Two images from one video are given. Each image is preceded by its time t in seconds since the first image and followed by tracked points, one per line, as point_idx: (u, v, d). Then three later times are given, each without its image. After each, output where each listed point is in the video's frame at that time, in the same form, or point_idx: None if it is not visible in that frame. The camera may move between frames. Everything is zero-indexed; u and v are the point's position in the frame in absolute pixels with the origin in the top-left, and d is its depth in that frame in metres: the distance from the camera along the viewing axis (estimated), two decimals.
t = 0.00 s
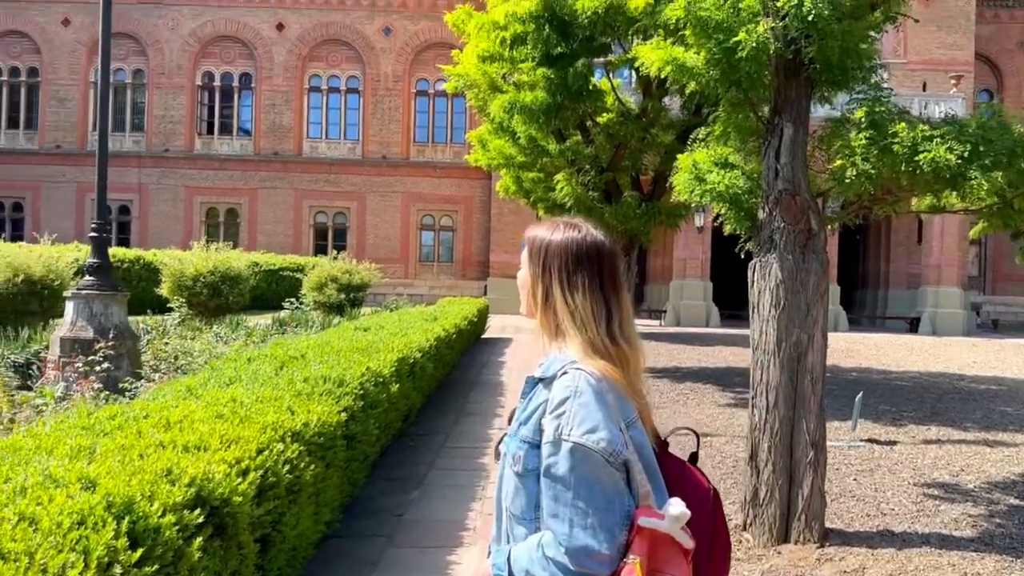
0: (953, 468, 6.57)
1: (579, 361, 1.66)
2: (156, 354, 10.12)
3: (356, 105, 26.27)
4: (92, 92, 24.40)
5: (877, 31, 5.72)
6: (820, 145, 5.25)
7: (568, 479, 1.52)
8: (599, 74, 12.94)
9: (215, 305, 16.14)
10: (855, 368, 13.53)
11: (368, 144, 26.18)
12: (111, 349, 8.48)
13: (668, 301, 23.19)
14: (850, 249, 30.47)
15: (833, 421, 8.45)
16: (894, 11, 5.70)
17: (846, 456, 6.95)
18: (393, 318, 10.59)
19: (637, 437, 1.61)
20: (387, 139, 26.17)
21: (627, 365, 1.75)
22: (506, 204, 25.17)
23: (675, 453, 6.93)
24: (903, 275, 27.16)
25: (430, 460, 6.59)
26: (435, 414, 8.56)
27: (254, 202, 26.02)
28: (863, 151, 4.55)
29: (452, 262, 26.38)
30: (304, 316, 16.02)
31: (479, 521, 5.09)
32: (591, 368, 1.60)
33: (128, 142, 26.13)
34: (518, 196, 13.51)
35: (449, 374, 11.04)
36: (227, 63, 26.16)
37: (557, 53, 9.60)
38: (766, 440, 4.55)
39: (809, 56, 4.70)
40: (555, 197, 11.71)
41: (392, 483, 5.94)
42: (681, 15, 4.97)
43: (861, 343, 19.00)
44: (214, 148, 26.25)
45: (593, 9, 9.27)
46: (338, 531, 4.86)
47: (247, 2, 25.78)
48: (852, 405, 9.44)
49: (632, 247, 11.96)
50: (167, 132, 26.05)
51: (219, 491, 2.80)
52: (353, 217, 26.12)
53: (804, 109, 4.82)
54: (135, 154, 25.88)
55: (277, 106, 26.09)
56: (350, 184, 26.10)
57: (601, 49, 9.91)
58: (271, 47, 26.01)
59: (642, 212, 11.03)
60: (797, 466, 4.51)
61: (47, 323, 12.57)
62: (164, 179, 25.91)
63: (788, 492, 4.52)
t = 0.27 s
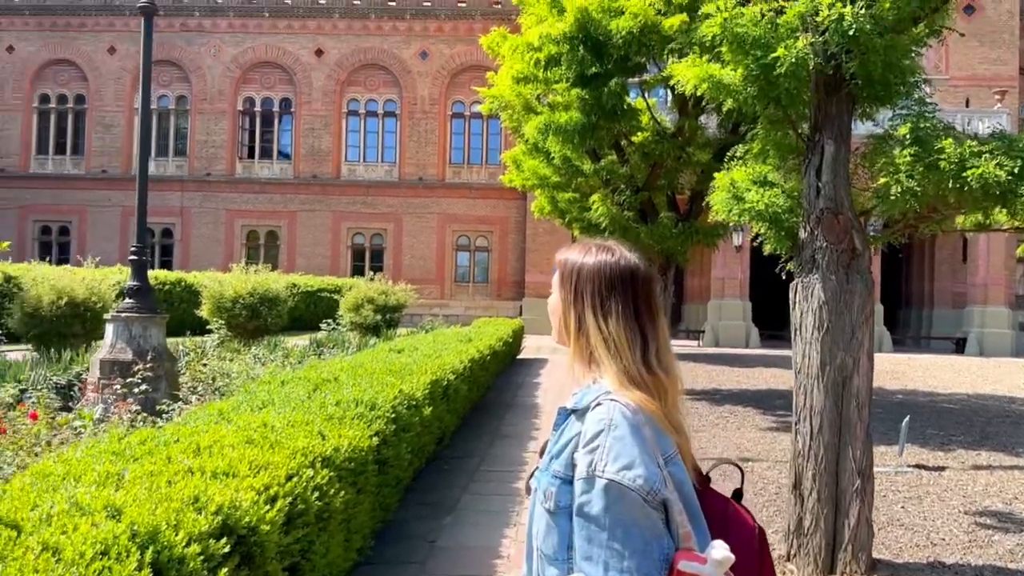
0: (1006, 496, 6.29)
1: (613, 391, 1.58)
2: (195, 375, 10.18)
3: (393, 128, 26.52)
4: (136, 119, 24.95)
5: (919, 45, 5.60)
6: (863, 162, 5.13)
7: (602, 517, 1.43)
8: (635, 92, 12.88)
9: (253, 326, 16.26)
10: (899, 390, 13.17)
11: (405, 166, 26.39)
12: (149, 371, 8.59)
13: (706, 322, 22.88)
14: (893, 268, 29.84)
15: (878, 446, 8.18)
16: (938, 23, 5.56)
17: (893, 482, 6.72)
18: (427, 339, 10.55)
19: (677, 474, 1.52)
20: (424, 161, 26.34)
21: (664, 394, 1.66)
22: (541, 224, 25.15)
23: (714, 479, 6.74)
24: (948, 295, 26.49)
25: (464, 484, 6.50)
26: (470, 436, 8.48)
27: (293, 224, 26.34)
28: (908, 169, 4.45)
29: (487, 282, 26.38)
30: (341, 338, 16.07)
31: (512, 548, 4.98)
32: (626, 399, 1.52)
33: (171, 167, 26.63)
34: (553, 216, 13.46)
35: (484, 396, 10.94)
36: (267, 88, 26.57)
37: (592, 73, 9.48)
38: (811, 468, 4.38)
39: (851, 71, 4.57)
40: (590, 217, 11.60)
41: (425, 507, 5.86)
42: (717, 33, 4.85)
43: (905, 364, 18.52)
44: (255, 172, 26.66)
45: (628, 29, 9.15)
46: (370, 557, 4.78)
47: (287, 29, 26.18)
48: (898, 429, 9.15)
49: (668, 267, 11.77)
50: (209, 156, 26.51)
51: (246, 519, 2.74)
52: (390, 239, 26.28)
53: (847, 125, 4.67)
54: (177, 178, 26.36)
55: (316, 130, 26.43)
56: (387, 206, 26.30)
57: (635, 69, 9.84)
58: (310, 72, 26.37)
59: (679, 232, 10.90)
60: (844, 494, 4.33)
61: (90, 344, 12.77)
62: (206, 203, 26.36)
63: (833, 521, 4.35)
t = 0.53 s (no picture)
0: None
1: (669, 422, 1.53)
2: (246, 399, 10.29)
3: (440, 153, 26.81)
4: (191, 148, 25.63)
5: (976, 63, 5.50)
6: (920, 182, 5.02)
7: (661, 554, 1.39)
8: (681, 113, 12.81)
9: (304, 350, 16.44)
10: (960, 413, 12.73)
11: (452, 190, 26.60)
12: (203, 396, 8.74)
13: (758, 343, 22.48)
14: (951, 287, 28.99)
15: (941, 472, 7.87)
16: (997, 37, 5.43)
17: (957, 510, 6.44)
18: (474, 363, 10.53)
19: (739, 508, 1.45)
20: (470, 185, 26.52)
21: (723, 424, 1.60)
22: (587, 246, 25.09)
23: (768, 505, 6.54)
24: (1010, 314, 25.62)
25: (512, 510, 6.44)
26: (518, 461, 8.42)
27: (342, 249, 26.72)
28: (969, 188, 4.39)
29: (534, 304, 26.34)
30: (389, 361, 16.15)
31: None
32: (683, 432, 1.47)
33: (225, 194, 27.25)
34: (599, 237, 13.39)
35: (532, 420, 10.85)
36: (318, 116, 27.08)
37: (638, 95, 9.49)
38: (871, 496, 4.24)
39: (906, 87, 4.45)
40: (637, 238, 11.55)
41: (473, 533, 5.82)
42: (767, 51, 4.80)
43: (966, 387, 17.91)
44: (305, 198, 27.14)
45: (674, 50, 9.10)
46: None
47: (336, 58, 26.69)
48: (962, 454, 8.81)
49: (718, 288, 11.61)
50: (261, 184, 27.08)
51: (296, 545, 2.73)
52: (437, 262, 26.46)
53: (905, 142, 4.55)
54: (231, 206, 26.95)
55: (365, 156, 26.82)
56: (434, 230, 26.51)
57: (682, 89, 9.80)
58: (359, 99, 26.82)
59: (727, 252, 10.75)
60: (906, 524, 4.15)
61: (146, 369, 13.02)
62: (259, 229, 26.90)
63: (896, 551, 4.16)
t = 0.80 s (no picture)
0: None
1: (743, 455, 1.60)
2: (309, 425, 10.42)
3: (495, 179, 27.03)
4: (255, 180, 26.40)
5: None
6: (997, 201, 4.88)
7: None
8: (739, 133, 12.68)
9: (364, 375, 16.65)
10: None
11: (507, 215, 26.74)
12: (267, 423, 8.91)
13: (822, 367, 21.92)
14: None
15: None
16: None
17: None
18: (532, 389, 10.49)
19: (818, 548, 1.54)
20: (525, 210, 26.63)
21: (798, 459, 1.66)
22: (644, 268, 24.93)
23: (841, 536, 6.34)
24: None
25: (573, 539, 6.38)
26: (580, 488, 8.35)
27: (401, 275, 27.06)
28: None
29: (591, 327, 26.22)
30: (448, 385, 16.22)
31: None
32: (756, 463, 1.55)
33: (288, 223, 27.91)
34: (657, 260, 13.29)
35: (591, 446, 10.76)
36: (376, 146, 27.63)
37: (695, 117, 9.44)
38: (949, 528, 4.04)
39: (976, 105, 4.35)
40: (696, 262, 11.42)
41: (534, 563, 5.78)
42: (829, 72, 4.71)
43: None
44: (364, 226, 27.61)
45: (732, 71, 8.98)
46: None
47: (393, 88, 27.16)
48: None
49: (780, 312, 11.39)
50: (321, 212, 27.65)
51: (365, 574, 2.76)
52: (494, 287, 26.58)
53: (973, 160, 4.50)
54: (293, 234, 27.57)
55: (421, 184, 27.19)
56: (490, 255, 26.66)
57: (740, 111, 9.74)
58: (416, 128, 27.25)
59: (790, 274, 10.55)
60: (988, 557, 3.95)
61: (213, 395, 13.35)
62: (320, 256, 27.44)
63: None
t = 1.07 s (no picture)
0: None
1: (823, 490, 1.61)
2: (379, 452, 10.54)
3: (558, 204, 27.10)
4: (324, 211, 27.09)
5: None
6: None
7: None
8: (806, 152, 12.46)
9: (432, 402, 16.77)
10: None
11: (571, 240, 26.74)
12: (339, 450, 9.06)
13: (902, 390, 21.13)
14: None
15: None
16: None
17: None
18: (600, 415, 10.39)
19: None
20: (589, 234, 26.59)
21: (882, 493, 1.65)
22: (711, 291, 24.61)
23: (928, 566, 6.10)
24: None
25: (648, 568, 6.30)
26: (651, 516, 8.22)
27: (466, 301, 27.28)
28: None
29: (658, 351, 25.93)
30: (515, 411, 16.22)
31: None
32: (838, 499, 1.56)
33: (356, 253, 28.48)
34: (724, 282, 13.10)
35: (662, 473, 10.59)
36: (440, 175, 28.06)
37: (760, 137, 9.30)
38: None
39: None
40: (765, 283, 11.17)
41: None
42: (899, 90, 4.61)
43: None
44: (430, 253, 27.97)
45: (798, 91, 8.91)
46: None
47: (457, 118, 27.57)
48: None
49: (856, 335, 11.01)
50: (388, 241, 28.14)
51: None
52: (559, 312, 26.53)
53: None
54: (361, 263, 28.10)
55: (485, 211, 27.45)
56: (555, 280, 26.65)
57: (807, 129, 9.53)
58: (479, 156, 27.59)
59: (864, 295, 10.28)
60: None
61: (287, 422, 13.64)
62: (388, 284, 27.88)
63: None
